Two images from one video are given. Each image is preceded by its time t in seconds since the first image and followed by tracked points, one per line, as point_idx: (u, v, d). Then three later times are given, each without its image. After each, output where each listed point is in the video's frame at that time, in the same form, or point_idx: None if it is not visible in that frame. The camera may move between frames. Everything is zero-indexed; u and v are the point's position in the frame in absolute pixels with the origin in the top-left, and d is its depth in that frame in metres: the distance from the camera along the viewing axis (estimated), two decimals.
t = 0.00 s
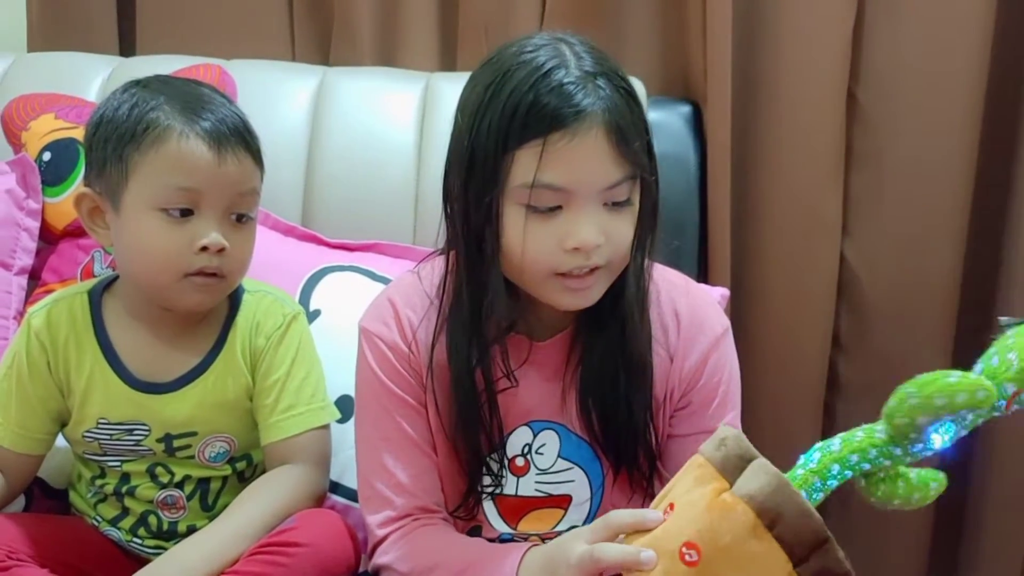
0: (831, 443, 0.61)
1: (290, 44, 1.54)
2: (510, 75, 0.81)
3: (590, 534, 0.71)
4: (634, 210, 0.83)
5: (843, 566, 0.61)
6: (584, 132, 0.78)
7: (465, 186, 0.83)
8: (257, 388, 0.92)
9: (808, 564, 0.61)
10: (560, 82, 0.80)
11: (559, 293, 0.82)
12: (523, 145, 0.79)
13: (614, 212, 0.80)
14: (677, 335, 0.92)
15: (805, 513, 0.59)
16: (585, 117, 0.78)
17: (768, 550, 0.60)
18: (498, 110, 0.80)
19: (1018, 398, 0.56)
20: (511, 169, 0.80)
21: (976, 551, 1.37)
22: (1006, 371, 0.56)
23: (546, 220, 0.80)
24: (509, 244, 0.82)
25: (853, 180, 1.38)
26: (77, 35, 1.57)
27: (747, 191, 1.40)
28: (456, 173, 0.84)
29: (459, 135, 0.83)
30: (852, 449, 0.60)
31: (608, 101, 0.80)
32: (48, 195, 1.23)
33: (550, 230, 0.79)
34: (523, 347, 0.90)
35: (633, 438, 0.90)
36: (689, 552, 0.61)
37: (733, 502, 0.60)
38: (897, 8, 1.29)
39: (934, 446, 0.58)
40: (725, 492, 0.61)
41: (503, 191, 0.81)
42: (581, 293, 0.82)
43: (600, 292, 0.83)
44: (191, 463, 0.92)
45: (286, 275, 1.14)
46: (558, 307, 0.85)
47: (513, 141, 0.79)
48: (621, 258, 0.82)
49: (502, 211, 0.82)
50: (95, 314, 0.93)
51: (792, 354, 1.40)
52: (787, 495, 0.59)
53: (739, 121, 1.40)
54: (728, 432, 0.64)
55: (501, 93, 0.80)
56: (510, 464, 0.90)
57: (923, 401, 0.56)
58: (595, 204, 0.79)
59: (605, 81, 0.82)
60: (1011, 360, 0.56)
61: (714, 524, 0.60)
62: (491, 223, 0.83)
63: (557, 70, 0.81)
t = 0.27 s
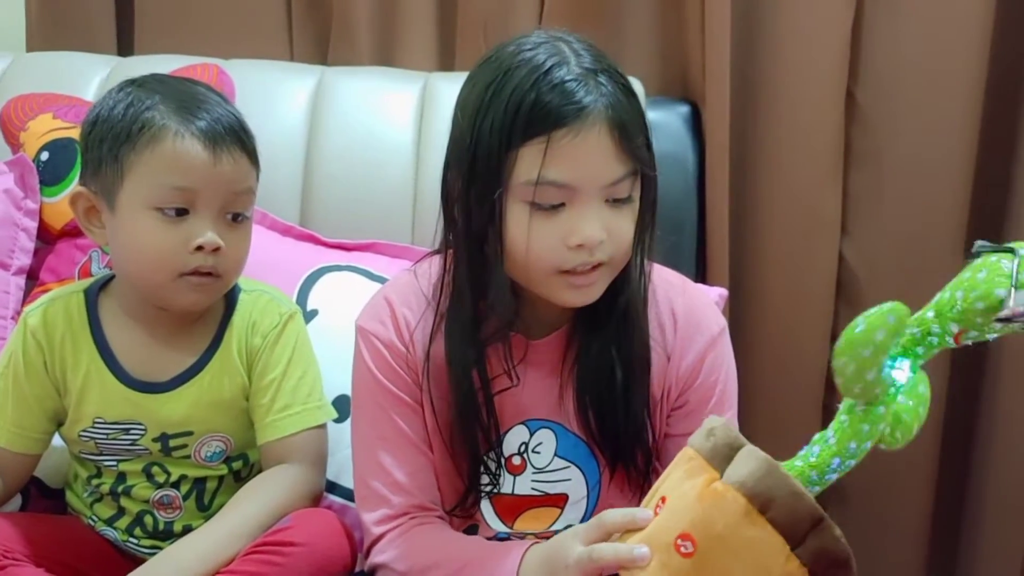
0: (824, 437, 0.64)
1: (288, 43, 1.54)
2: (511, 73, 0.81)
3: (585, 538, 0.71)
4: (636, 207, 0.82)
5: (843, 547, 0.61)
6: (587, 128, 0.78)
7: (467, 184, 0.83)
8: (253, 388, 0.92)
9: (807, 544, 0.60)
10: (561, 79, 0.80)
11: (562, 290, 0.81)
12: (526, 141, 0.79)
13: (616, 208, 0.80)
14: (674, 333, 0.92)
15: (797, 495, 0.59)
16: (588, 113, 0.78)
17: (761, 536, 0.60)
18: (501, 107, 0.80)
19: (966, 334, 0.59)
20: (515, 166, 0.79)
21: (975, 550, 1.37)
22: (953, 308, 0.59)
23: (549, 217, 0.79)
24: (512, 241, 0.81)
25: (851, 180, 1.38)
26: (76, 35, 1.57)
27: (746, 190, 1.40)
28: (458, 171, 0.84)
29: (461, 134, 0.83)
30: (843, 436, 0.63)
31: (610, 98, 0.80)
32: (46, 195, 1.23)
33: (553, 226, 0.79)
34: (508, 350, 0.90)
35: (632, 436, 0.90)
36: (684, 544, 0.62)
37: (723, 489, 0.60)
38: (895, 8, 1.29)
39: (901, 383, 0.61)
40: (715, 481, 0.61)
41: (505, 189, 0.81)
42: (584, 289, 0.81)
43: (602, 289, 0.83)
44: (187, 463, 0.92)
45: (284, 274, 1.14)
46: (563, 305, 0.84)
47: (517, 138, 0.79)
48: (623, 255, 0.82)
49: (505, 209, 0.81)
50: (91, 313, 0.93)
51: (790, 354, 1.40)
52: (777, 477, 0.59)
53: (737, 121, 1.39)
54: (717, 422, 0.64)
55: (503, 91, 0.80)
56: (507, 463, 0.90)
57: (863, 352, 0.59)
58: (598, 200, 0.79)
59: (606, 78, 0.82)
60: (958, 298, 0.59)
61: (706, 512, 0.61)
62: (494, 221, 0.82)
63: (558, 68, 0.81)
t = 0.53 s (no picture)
0: (819, 428, 0.59)
1: (285, 41, 1.53)
2: (514, 58, 0.81)
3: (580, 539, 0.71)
4: (634, 194, 0.82)
5: (839, 559, 0.59)
6: (589, 112, 0.78)
7: (467, 170, 0.82)
8: (248, 382, 0.91)
9: (802, 558, 0.58)
10: (563, 65, 0.80)
11: (561, 278, 0.81)
12: (528, 126, 0.79)
13: (616, 194, 0.80)
14: (672, 326, 0.92)
15: (795, 513, 0.57)
16: (589, 99, 0.78)
17: (757, 552, 0.58)
18: (503, 92, 0.80)
19: (1014, 371, 0.55)
20: (516, 150, 0.79)
21: (974, 546, 1.37)
22: (1001, 346, 0.54)
23: (550, 202, 0.79)
24: (513, 227, 0.81)
25: (848, 176, 1.38)
26: (73, 32, 1.57)
27: (743, 185, 1.40)
28: (458, 157, 0.83)
29: (461, 119, 0.83)
30: (837, 435, 0.58)
31: (611, 84, 0.80)
32: (42, 191, 1.23)
33: (555, 212, 0.79)
34: (505, 342, 0.90)
35: (629, 427, 0.89)
36: (680, 558, 0.60)
37: (718, 503, 0.58)
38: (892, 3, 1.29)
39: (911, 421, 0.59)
40: (711, 493, 0.59)
41: (507, 174, 0.81)
42: (582, 278, 0.81)
43: (601, 276, 0.83)
44: (182, 457, 0.92)
45: (280, 270, 1.14)
46: (562, 295, 0.85)
47: (518, 123, 0.79)
48: (623, 242, 0.82)
49: (506, 194, 0.81)
50: (85, 307, 0.93)
51: (788, 348, 1.39)
52: (774, 494, 0.57)
53: (735, 116, 1.39)
54: (713, 428, 0.62)
55: (505, 76, 0.80)
56: (504, 454, 0.90)
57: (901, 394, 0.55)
58: (599, 186, 0.79)
59: (607, 65, 0.82)
60: (1003, 334, 0.54)
61: (702, 527, 0.59)
62: (495, 206, 0.82)
63: (559, 53, 0.81)
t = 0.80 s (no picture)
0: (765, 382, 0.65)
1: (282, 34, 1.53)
2: (521, 38, 0.81)
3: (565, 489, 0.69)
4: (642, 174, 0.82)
5: (823, 489, 0.61)
6: (596, 90, 0.78)
7: (474, 149, 0.82)
8: (244, 370, 0.91)
9: (790, 501, 0.60)
10: (570, 45, 0.80)
11: (567, 256, 0.80)
12: (536, 102, 0.78)
13: (624, 173, 0.79)
14: (673, 314, 0.92)
15: (766, 458, 0.59)
16: (596, 77, 0.78)
17: (745, 509, 0.60)
18: (511, 70, 0.80)
19: (853, 236, 0.61)
20: (524, 127, 0.79)
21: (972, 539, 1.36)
22: (830, 219, 0.61)
23: (557, 179, 0.78)
24: (520, 204, 0.80)
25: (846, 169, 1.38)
26: (69, 26, 1.56)
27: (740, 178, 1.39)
28: (464, 137, 0.83)
29: (467, 100, 0.83)
30: (783, 378, 0.64)
31: (617, 64, 0.80)
32: (38, 182, 1.23)
33: (561, 188, 0.78)
34: (510, 325, 0.90)
35: (630, 410, 0.89)
36: (676, 541, 0.62)
37: (696, 475, 0.61)
38: None
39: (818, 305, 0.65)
40: (685, 467, 0.62)
41: (513, 152, 0.80)
42: (590, 257, 0.80)
43: (607, 256, 0.81)
44: (177, 446, 0.92)
45: (277, 261, 1.14)
46: (569, 274, 0.83)
47: (526, 99, 0.79)
48: (630, 222, 0.81)
49: (513, 170, 0.80)
50: (80, 296, 0.93)
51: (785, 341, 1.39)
52: (743, 448, 0.59)
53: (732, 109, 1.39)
54: (667, 408, 0.64)
55: (514, 55, 0.80)
56: (504, 439, 0.90)
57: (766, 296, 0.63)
58: (606, 163, 0.78)
59: (613, 47, 0.82)
60: (830, 207, 0.61)
61: (686, 501, 0.61)
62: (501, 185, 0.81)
63: (566, 34, 0.81)
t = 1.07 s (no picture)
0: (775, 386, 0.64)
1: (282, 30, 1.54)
2: (532, 27, 0.83)
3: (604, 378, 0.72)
4: (643, 162, 0.84)
5: (804, 509, 0.62)
6: (601, 77, 0.80)
7: (483, 134, 0.85)
8: (250, 365, 0.93)
9: (769, 512, 0.61)
10: (578, 33, 0.82)
11: (567, 241, 0.83)
12: (543, 89, 0.81)
13: (626, 160, 0.82)
14: (673, 304, 0.94)
15: (756, 469, 0.60)
16: (602, 65, 0.81)
17: (728, 509, 0.61)
18: (521, 58, 0.82)
19: (956, 313, 0.61)
20: (531, 112, 0.81)
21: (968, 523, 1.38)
22: (940, 288, 0.60)
23: (561, 164, 0.81)
24: (525, 187, 0.82)
25: (843, 160, 1.39)
26: (70, 23, 1.57)
27: (738, 169, 1.41)
28: (475, 123, 0.86)
29: (479, 86, 0.86)
30: (793, 390, 0.63)
31: (622, 54, 0.83)
32: (43, 180, 1.24)
33: (565, 172, 0.80)
34: (518, 308, 0.91)
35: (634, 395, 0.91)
36: (654, 523, 0.63)
37: (688, 467, 0.61)
38: None
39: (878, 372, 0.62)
40: (680, 456, 0.62)
41: (519, 136, 0.82)
42: (590, 242, 0.83)
43: (608, 243, 0.84)
44: (186, 440, 0.93)
45: (280, 257, 1.15)
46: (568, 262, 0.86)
47: (534, 85, 0.81)
48: (631, 210, 0.83)
49: (519, 154, 0.83)
50: (89, 293, 0.94)
51: (783, 330, 1.41)
52: (737, 453, 0.60)
53: (730, 101, 1.40)
54: (676, 395, 0.64)
55: (525, 44, 0.83)
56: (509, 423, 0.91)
57: (841, 341, 0.60)
58: (609, 149, 0.80)
59: (619, 38, 0.85)
60: (944, 277, 0.60)
61: (673, 491, 0.62)
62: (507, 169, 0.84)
63: (573, 23, 0.83)
